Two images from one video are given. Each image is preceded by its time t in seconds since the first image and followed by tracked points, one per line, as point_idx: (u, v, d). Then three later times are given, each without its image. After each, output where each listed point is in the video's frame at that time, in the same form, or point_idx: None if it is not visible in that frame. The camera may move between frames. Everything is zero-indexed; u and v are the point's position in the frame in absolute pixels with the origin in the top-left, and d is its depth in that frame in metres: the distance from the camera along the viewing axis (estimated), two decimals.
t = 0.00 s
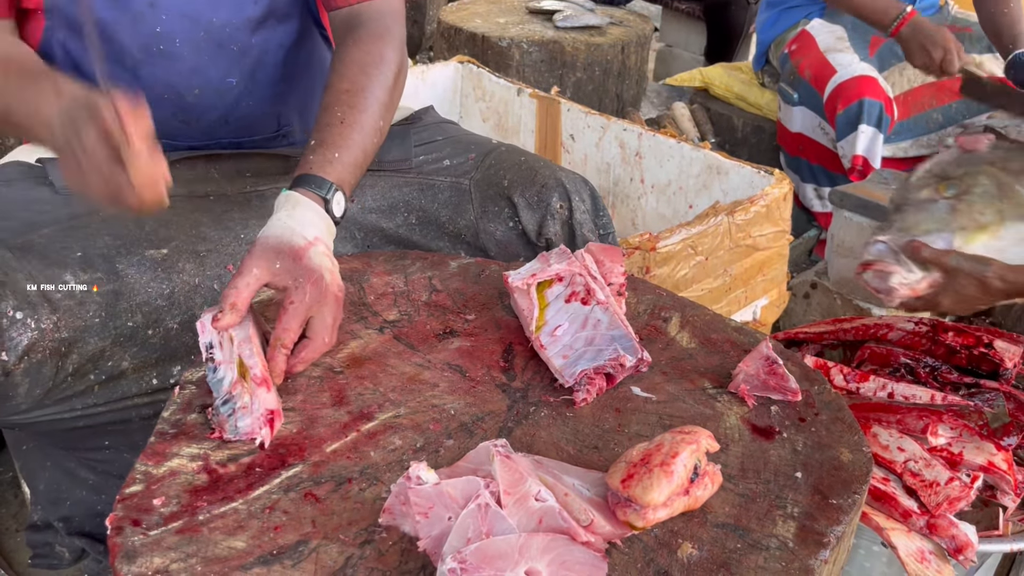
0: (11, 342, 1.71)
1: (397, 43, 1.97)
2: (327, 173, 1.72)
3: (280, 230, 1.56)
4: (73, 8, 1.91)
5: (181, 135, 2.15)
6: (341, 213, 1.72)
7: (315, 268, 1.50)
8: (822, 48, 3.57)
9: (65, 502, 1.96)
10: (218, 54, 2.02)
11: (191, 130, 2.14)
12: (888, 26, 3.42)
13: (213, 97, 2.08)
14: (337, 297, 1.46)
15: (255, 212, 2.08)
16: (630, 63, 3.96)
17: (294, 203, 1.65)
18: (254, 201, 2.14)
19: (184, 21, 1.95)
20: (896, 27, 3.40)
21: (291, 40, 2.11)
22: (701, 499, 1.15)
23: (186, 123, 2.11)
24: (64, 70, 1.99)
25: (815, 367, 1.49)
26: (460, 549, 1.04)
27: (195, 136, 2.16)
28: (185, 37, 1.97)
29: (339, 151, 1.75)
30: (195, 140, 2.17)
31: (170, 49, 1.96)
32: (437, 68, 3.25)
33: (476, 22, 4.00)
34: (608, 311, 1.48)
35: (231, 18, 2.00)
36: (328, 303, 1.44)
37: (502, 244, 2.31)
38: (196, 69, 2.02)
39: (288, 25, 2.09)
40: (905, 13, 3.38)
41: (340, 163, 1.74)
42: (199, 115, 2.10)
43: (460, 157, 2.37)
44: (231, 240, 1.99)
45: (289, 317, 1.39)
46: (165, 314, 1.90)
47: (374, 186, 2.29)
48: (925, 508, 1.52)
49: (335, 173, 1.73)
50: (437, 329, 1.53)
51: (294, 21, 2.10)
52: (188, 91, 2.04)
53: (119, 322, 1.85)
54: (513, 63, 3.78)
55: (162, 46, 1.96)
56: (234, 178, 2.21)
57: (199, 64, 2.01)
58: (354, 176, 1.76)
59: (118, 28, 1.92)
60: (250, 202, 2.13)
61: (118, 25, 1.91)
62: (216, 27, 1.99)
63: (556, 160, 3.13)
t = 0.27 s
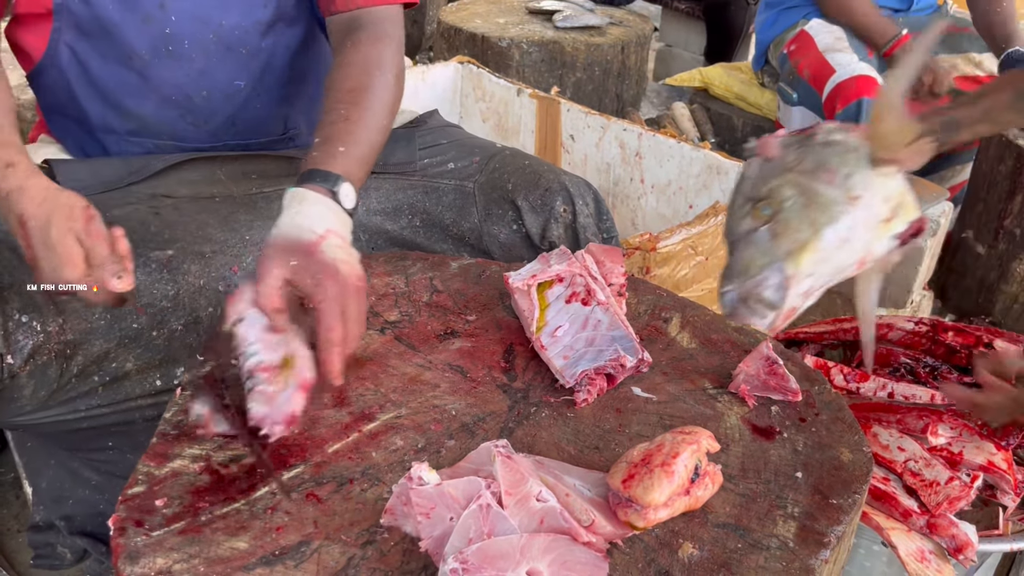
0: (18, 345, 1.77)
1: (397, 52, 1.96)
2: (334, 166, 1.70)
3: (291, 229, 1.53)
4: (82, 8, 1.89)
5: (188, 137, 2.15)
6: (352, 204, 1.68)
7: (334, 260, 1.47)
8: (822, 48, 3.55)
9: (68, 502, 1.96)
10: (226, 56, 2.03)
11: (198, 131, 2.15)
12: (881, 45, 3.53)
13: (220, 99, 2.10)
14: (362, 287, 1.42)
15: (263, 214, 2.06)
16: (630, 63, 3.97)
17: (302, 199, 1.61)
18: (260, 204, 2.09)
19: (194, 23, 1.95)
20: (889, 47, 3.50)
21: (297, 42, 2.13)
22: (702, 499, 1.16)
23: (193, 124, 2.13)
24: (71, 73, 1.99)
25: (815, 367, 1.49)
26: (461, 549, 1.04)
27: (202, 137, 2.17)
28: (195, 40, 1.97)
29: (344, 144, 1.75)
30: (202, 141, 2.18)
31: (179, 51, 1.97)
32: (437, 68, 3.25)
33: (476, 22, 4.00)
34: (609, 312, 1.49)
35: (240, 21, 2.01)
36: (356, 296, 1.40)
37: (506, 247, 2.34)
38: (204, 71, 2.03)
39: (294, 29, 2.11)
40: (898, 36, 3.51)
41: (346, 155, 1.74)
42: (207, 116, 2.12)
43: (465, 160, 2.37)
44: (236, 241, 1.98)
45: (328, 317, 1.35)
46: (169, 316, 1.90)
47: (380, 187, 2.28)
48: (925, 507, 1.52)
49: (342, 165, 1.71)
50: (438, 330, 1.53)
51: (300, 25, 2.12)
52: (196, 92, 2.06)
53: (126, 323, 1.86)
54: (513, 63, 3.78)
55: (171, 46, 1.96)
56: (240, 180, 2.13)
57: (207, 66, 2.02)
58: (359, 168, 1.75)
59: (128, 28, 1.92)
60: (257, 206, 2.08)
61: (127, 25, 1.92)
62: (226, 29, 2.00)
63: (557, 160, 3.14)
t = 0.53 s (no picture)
0: (18, 348, 1.76)
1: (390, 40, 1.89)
2: (346, 152, 1.69)
3: (306, 220, 1.53)
4: None
5: (188, 126, 2.11)
6: (369, 184, 1.66)
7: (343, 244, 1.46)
8: (822, 47, 3.58)
9: (69, 504, 1.96)
10: (229, 44, 2.00)
11: (198, 121, 2.11)
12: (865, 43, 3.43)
13: (222, 88, 2.05)
14: (380, 262, 1.44)
15: (263, 212, 2.06)
16: (630, 63, 3.97)
17: (314, 191, 1.59)
18: (260, 202, 2.09)
19: (198, 9, 1.92)
20: (872, 46, 3.41)
21: (301, 35, 2.10)
22: (704, 497, 1.16)
23: (195, 113, 2.08)
24: (72, 60, 1.95)
25: (816, 366, 1.49)
26: (464, 548, 1.05)
27: (203, 127, 2.13)
28: (198, 26, 1.94)
29: (355, 130, 1.72)
30: (203, 132, 2.14)
31: (182, 36, 1.94)
32: (437, 69, 3.24)
33: (476, 22, 4.00)
34: (609, 311, 1.49)
35: (244, 8, 1.97)
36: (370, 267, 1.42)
37: (506, 243, 2.32)
38: (207, 58, 1.99)
39: (299, 19, 2.08)
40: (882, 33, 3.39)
41: (355, 141, 1.72)
42: (208, 105, 2.07)
43: (464, 158, 2.37)
44: (236, 239, 1.99)
45: (345, 291, 1.38)
46: (169, 315, 1.90)
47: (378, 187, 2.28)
48: (927, 505, 1.54)
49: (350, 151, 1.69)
50: (440, 329, 1.53)
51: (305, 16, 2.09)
52: (198, 79, 2.01)
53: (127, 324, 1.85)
54: (513, 64, 3.77)
55: (174, 33, 1.94)
56: (239, 178, 2.15)
57: (210, 53, 1.98)
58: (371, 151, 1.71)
59: (131, 13, 1.89)
60: (256, 204, 2.08)
61: (130, 11, 1.89)
62: (229, 16, 1.96)
63: (557, 160, 3.14)
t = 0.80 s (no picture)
0: (10, 337, 1.66)
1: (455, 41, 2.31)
2: (435, 100, 2.17)
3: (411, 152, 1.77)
4: None
5: (196, 111, 2.10)
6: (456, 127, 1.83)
7: (404, 176, 1.67)
8: (824, 47, 3.58)
9: (68, 504, 1.98)
10: (239, 30, 2.02)
11: (206, 105, 2.10)
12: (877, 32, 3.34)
13: (231, 72, 2.07)
14: (431, 202, 1.64)
15: (258, 207, 2.08)
16: (629, 64, 3.97)
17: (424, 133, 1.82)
18: (255, 198, 2.10)
19: None
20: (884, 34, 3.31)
21: (309, 23, 2.14)
22: (704, 498, 1.16)
23: (203, 98, 2.08)
24: (82, 46, 1.95)
25: (816, 366, 1.49)
26: (464, 549, 1.05)
27: (210, 112, 2.12)
28: (210, 10, 1.97)
29: (439, 86, 2.22)
30: (210, 116, 2.13)
31: (194, 20, 1.96)
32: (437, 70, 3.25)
33: (475, 23, 4.00)
34: (609, 311, 1.49)
35: None
36: (427, 202, 1.64)
37: (499, 240, 2.34)
38: (218, 42, 2.01)
39: (309, 9, 2.13)
40: (893, 21, 3.30)
41: (442, 93, 2.20)
42: (217, 89, 2.08)
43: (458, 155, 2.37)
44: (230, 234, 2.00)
45: (391, 227, 1.62)
46: (163, 308, 1.85)
47: (372, 181, 2.25)
48: (927, 505, 1.54)
49: (439, 100, 2.17)
50: (440, 330, 1.53)
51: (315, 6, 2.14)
52: (208, 63, 2.02)
53: (119, 318, 1.81)
54: (513, 65, 3.77)
55: (185, 16, 1.95)
56: (235, 174, 2.14)
57: (221, 37, 2.01)
58: (457, 98, 2.19)
59: None
60: (251, 200, 2.10)
61: None
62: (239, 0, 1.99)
63: (556, 161, 3.14)
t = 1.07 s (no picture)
0: (16, 324, 1.70)
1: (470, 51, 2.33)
2: (457, 107, 2.19)
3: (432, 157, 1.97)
4: None
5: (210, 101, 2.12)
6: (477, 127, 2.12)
7: (436, 178, 1.88)
8: (823, 49, 3.58)
9: (68, 503, 1.96)
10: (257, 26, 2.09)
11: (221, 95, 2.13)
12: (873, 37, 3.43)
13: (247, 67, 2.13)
14: (461, 198, 1.86)
15: (260, 203, 2.12)
16: (630, 66, 3.98)
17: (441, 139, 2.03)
18: (258, 193, 2.15)
19: None
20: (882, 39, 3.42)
21: (325, 25, 2.21)
22: (706, 500, 1.16)
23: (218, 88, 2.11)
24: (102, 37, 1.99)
25: (818, 368, 1.49)
26: (467, 553, 1.05)
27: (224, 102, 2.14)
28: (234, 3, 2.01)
29: (460, 92, 2.23)
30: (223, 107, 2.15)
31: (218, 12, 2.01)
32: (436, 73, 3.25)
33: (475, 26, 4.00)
34: (610, 313, 1.50)
35: None
36: (456, 203, 1.84)
37: (500, 237, 2.33)
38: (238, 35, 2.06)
39: (327, 12, 2.21)
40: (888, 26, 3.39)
41: (462, 99, 2.22)
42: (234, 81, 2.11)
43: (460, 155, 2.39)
44: (234, 230, 2.03)
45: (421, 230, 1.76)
46: (166, 301, 1.90)
47: (373, 179, 2.30)
48: (930, 507, 1.53)
49: (461, 107, 2.19)
50: (441, 334, 1.53)
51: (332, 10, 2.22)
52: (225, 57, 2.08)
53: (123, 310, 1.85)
54: (513, 68, 3.77)
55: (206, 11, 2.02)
56: (238, 171, 2.18)
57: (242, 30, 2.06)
58: (477, 104, 2.22)
59: None
60: (255, 195, 2.14)
61: None
62: None
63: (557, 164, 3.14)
